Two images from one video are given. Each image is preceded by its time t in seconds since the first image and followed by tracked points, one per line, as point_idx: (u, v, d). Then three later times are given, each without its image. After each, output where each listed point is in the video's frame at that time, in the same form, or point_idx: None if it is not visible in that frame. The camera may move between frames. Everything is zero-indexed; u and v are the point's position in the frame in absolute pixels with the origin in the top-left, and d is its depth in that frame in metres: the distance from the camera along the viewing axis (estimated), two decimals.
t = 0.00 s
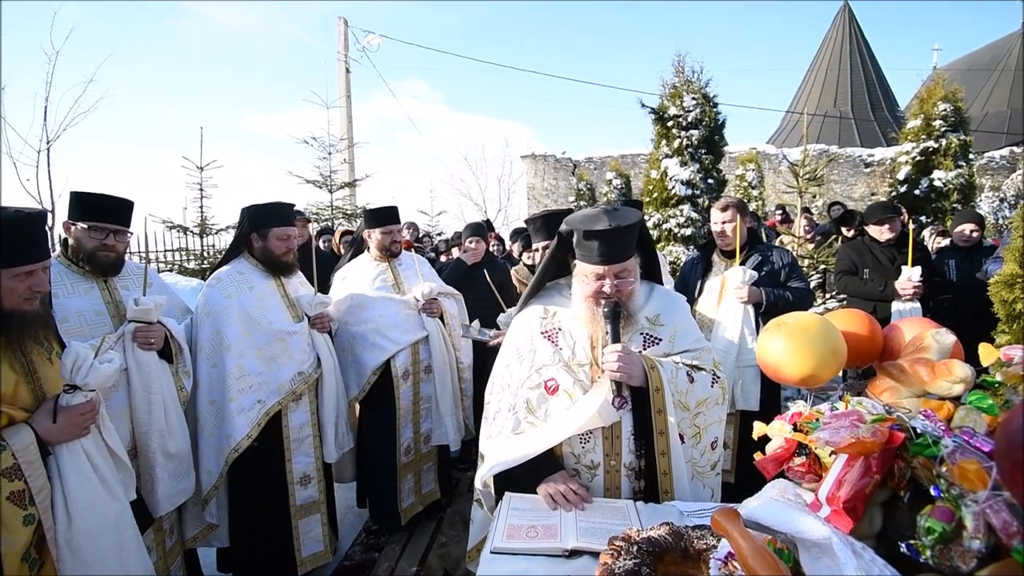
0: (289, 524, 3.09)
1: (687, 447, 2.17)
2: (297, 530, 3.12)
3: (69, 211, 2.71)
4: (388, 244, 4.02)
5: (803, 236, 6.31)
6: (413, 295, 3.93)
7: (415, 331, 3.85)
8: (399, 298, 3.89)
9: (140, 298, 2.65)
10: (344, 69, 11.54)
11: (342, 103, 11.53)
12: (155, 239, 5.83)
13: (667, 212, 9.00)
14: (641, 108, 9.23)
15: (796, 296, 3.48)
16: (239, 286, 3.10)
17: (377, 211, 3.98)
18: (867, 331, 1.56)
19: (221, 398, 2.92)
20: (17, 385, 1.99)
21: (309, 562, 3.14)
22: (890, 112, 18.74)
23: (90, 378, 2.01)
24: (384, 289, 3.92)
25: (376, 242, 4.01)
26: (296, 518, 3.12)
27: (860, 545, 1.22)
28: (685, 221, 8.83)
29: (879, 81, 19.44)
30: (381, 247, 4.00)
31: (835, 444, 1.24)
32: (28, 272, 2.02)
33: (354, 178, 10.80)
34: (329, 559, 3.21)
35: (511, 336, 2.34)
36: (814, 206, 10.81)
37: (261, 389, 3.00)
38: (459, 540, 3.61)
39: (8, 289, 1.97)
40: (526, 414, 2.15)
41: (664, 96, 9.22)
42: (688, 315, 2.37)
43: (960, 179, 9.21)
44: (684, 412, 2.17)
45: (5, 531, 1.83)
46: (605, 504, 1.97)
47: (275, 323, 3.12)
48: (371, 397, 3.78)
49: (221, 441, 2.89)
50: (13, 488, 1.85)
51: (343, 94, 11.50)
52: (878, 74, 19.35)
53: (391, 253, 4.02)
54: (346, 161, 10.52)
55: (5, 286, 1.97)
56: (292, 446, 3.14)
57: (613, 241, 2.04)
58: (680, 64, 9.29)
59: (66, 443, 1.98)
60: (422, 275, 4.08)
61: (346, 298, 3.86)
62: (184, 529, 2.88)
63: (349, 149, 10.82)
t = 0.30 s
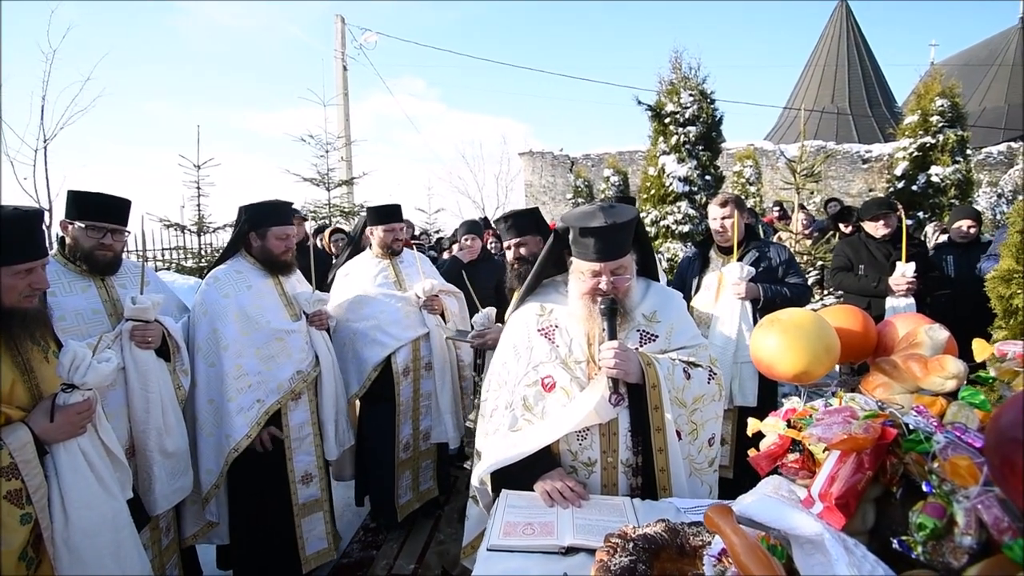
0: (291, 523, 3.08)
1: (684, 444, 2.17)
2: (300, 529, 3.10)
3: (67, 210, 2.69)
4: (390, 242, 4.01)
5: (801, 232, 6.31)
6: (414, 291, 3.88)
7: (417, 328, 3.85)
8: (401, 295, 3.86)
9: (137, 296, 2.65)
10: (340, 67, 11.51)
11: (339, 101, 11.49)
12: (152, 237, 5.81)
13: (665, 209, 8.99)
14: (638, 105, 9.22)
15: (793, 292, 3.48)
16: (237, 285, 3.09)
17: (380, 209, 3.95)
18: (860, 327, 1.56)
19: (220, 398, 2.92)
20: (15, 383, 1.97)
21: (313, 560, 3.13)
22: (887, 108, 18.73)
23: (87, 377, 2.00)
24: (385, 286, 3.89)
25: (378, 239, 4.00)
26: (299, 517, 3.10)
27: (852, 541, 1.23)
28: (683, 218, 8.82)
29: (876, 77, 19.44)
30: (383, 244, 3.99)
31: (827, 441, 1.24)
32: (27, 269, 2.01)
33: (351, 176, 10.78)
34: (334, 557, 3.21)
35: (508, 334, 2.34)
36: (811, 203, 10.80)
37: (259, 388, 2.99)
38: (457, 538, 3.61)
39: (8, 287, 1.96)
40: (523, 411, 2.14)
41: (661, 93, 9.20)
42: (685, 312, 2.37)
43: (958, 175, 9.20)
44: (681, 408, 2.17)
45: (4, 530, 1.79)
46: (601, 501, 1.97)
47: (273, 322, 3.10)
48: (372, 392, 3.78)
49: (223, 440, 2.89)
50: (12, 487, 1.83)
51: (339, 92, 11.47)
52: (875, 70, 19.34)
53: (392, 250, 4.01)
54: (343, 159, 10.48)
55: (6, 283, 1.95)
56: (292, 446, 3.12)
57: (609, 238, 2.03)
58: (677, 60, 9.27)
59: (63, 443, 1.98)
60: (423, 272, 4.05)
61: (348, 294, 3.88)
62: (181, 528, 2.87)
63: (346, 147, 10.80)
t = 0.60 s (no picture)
0: (292, 520, 3.09)
1: (683, 443, 2.18)
2: (300, 527, 3.12)
3: (67, 210, 2.69)
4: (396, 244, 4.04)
5: (799, 232, 6.31)
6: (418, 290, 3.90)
7: (421, 326, 3.85)
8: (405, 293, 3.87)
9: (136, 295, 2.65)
10: (339, 67, 11.50)
11: (337, 101, 11.48)
12: (151, 237, 5.81)
13: (663, 209, 8.99)
14: (637, 105, 9.23)
15: (793, 292, 3.48)
16: (237, 285, 3.09)
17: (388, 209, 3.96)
18: (857, 327, 1.56)
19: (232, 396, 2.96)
20: (13, 383, 1.98)
21: (313, 557, 3.15)
22: (885, 108, 18.75)
23: (85, 374, 2.00)
24: (389, 284, 3.90)
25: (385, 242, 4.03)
26: (300, 515, 3.12)
27: (849, 539, 1.24)
28: (681, 217, 8.83)
29: (875, 76, 19.45)
30: (393, 245, 4.01)
31: (824, 439, 1.25)
32: (12, 268, 1.96)
33: (350, 175, 10.78)
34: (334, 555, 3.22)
35: (507, 333, 2.34)
36: (809, 203, 10.82)
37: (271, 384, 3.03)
38: (456, 537, 3.61)
39: None
40: (522, 411, 2.15)
41: (660, 93, 9.21)
42: (683, 311, 2.37)
43: (955, 174, 9.21)
44: (679, 407, 2.17)
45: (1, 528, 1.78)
46: (600, 500, 1.97)
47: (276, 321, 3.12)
48: (376, 389, 3.76)
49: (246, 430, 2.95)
50: (12, 485, 1.83)
51: (338, 92, 11.46)
52: (873, 69, 19.36)
53: (398, 251, 4.04)
54: (342, 159, 10.48)
55: None
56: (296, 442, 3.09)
57: (607, 237, 2.04)
58: (676, 60, 9.27)
59: (63, 441, 1.98)
60: (427, 271, 4.07)
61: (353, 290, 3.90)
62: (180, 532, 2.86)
63: (345, 146, 10.79)
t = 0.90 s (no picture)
0: (296, 516, 3.11)
1: (682, 442, 2.18)
2: (305, 522, 3.14)
3: (69, 210, 2.69)
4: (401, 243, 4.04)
5: (798, 231, 6.32)
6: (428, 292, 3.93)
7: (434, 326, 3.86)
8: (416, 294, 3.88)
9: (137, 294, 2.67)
10: (338, 67, 11.50)
11: (337, 100, 11.49)
12: (151, 237, 5.81)
13: (663, 208, 9.00)
14: (636, 104, 9.24)
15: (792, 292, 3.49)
16: (250, 281, 3.11)
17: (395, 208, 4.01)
18: (854, 326, 1.57)
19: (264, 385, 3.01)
20: (14, 382, 1.99)
21: (315, 553, 3.18)
22: (885, 107, 18.75)
23: (82, 374, 2.01)
24: (397, 284, 3.86)
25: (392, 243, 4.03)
26: (304, 510, 3.14)
27: (845, 536, 1.25)
28: (681, 217, 8.84)
29: (874, 76, 19.46)
30: (401, 245, 4.03)
31: (821, 438, 1.26)
32: None
33: (349, 175, 10.78)
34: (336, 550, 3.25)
35: (506, 333, 2.35)
36: (809, 203, 10.84)
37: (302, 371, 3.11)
38: (455, 537, 3.61)
39: None
40: (521, 410, 2.16)
41: (659, 92, 9.21)
42: (682, 311, 2.38)
43: (955, 174, 9.22)
44: (678, 407, 2.18)
45: None
46: (599, 500, 1.98)
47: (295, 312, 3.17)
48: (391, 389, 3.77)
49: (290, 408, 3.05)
50: (6, 484, 1.84)
51: (337, 92, 11.47)
52: (873, 69, 19.36)
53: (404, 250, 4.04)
54: (341, 158, 10.49)
55: None
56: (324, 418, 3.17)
57: (606, 238, 2.04)
58: (675, 60, 9.28)
59: (61, 440, 1.98)
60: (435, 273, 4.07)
61: (361, 289, 3.84)
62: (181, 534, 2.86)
63: (344, 146, 10.80)
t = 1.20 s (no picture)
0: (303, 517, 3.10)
1: (682, 443, 2.19)
2: (312, 521, 3.15)
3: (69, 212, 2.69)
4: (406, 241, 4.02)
5: (799, 232, 6.33)
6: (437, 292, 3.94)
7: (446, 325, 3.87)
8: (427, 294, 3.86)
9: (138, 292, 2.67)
10: (338, 68, 11.51)
11: (337, 101, 11.49)
12: (151, 237, 5.81)
13: (663, 209, 9.01)
14: (637, 104, 9.23)
15: (792, 292, 3.49)
16: (253, 279, 3.10)
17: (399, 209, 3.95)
18: (855, 327, 1.58)
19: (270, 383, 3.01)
20: (16, 382, 2.01)
21: (324, 550, 3.20)
22: (885, 108, 18.77)
23: (81, 373, 1.98)
24: (408, 285, 3.81)
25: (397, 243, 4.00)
26: (312, 509, 3.14)
27: (847, 537, 1.25)
28: (681, 218, 8.85)
29: (874, 77, 19.48)
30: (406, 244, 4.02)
31: (823, 438, 1.27)
32: None
33: (350, 175, 10.79)
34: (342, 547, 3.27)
35: (506, 334, 2.35)
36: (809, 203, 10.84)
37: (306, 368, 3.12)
38: (455, 537, 3.61)
39: None
40: (521, 411, 2.16)
41: (660, 93, 9.21)
42: (682, 311, 2.39)
43: (955, 175, 9.23)
44: (678, 408, 2.18)
45: None
46: (598, 500, 1.99)
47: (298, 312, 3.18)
48: (407, 388, 3.76)
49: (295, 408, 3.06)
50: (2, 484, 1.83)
51: (337, 92, 11.48)
52: (873, 70, 19.38)
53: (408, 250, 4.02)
54: (342, 158, 10.49)
55: None
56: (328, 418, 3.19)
57: (606, 238, 2.05)
58: (675, 61, 9.29)
59: (62, 439, 1.99)
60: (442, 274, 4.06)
61: (373, 290, 3.75)
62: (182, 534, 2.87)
63: (345, 146, 10.81)
